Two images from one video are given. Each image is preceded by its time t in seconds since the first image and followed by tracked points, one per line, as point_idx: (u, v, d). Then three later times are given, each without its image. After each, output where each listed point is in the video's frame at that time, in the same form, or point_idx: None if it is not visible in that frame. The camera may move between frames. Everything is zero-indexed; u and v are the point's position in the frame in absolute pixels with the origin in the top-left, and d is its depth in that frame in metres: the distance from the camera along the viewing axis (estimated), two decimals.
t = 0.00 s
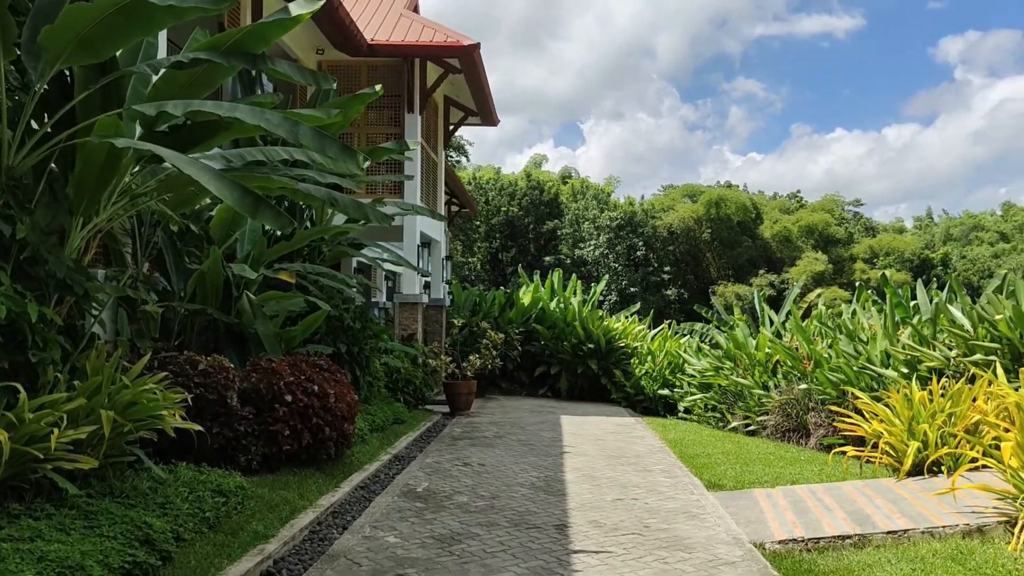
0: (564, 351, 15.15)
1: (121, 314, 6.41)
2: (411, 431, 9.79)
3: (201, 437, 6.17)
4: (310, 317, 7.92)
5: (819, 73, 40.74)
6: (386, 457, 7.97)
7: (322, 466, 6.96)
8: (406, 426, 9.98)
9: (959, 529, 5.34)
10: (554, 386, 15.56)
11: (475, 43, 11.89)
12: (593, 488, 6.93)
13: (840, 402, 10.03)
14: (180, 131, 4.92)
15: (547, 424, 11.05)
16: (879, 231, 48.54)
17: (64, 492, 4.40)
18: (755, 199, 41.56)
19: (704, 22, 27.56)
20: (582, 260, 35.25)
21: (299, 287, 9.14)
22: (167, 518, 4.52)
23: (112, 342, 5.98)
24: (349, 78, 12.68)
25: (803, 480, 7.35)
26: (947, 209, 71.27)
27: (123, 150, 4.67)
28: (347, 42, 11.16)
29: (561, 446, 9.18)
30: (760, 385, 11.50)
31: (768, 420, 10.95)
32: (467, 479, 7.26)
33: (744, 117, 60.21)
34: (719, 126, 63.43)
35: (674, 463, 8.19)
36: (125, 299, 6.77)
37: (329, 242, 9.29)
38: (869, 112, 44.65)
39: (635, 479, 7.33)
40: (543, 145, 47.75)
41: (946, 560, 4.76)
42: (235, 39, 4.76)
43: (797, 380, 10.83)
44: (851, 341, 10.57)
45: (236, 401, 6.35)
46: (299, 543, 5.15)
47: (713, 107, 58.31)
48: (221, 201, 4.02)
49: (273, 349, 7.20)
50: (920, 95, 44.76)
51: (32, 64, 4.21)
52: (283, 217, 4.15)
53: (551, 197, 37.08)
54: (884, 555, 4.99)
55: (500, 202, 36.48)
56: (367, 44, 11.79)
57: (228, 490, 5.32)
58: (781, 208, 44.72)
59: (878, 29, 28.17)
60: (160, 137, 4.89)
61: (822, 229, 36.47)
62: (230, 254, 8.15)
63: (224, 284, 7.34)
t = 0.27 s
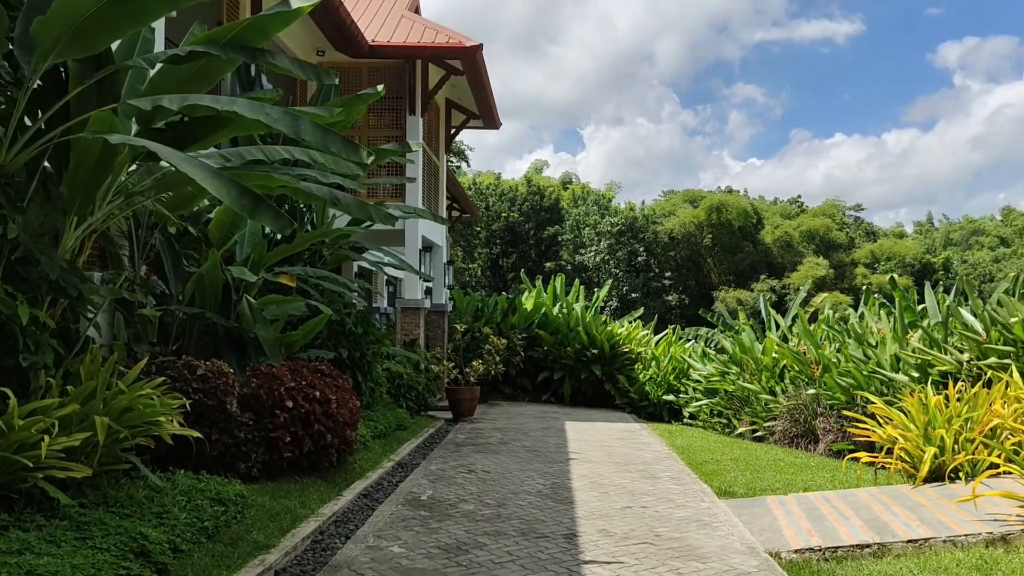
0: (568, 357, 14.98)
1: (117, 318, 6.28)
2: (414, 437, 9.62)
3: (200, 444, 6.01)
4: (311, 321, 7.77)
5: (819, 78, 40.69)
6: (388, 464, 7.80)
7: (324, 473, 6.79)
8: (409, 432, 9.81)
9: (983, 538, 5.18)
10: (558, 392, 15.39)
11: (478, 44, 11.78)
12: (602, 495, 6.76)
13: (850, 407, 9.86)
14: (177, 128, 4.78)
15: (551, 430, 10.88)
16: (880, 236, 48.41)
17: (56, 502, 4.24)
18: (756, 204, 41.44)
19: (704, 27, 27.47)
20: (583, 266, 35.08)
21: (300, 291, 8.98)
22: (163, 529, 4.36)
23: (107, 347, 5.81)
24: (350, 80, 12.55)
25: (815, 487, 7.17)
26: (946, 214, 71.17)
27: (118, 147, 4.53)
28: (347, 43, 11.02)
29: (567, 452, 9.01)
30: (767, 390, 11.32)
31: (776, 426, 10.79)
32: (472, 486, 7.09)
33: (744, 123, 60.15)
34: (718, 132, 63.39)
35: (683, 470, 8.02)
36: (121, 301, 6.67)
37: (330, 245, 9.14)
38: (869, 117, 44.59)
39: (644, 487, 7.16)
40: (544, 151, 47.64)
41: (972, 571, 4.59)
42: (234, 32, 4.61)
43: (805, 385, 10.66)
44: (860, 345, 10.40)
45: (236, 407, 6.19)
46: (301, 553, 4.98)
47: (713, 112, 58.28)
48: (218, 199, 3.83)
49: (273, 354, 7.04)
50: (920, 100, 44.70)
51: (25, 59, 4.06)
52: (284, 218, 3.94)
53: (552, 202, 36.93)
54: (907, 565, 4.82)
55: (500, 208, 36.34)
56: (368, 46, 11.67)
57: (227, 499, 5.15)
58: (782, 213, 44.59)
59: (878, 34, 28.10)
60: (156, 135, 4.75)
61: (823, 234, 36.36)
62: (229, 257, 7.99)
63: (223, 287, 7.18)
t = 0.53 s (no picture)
0: (589, 362, 14.78)
1: (135, 321, 6.17)
2: (434, 444, 9.46)
3: (218, 450, 5.88)
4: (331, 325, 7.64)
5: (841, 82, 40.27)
6: (409, 471, 7.64)
7: (344, 480, 6.65)
8: (429, 438, 9.66)
9: None
10: (579, 398, 15.18)
11: (499, 45, 11.67)
12: (629, 505, 6.56)
13: (882, 414, 9.59)
14: (196, 125, 4.67)
15: (574, 437, 10.68)
16: (904, 242, 47.73)
17: (70, 510, 4.12)
18: (777, 209, 41.00)
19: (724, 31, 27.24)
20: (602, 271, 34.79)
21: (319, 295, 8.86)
22: (180, 537, 4.22)
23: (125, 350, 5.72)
24: (369, 83, 12.47)
25: (851, 497, 6.92)
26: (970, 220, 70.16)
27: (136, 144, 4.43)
28: (367, 46, 10.92)
29: (591, 459, 8.80)
30: (795, 397, 11.06)
31: (804, 434, 10.53)
32: (495, 495, 6.91)
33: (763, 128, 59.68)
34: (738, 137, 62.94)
35: (711, 478, 7.79)
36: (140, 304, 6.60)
37: (349, 248, 9.02)
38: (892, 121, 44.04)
39: (672, 495, 6.95)
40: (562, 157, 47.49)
41: None
42: (254, 26, 4.51)
43: (834, 392, 10.40)
44: (892, 351, 10.12)
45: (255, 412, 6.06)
46: (320, 563, 4.83)
47: (732, 118, 57.90)
48: (237, 196, 3.69)
49: (293, 358, 6.91)
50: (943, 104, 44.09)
51: (39, 53, 3.99)
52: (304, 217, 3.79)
53: (571, 208, 36.71)
54: None
55: (519, 213, 36.18)
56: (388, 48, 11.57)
57: (245, 507, 5.01)
58: (803, 218, 44.09)
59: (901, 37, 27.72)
60: (175, 132, 4.64)
61: (845, 239, 35.94)
62: (248, 260, 7.88)
63: (242, 290, 7.08)
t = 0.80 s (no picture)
0: (609, 375, 14.57)
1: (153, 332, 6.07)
2: (454, 457, 9.31)
3: (236, 463, 5.76)
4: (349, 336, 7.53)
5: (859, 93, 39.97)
6: (429, 485, 7.49)
7: (363, 495, 6.51)
8: (449, 451, 9.51)
9: None
10: (599, 411, 14.97)
11: (518, 54, 11.58)
12: (655, 521, 6.37)
13: (914, 428, 9.32)
14: (214, 130, 4.58)
15: (595, 451, 10.48)
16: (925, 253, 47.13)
17: (84, 525, 4.01)
18: (796, 221, 40.63)
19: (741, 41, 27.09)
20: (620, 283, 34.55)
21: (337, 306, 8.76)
22: (195, 554, 4.09)
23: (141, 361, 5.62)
24: (388, 93, 12.43)
25: (887, 515, 6.69)
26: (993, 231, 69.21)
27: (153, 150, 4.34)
28: (386, 55, 10.87)
29: (614, 474, 8.61)
30: (822, 411, 10.81)
31: (833, 448, 10.29)
32: (517, 510, 6.74)
33: (781, 140, 59.31)
34: (755, 149, 62.57)
35: (738, 494, 7.57)
36: (157, 314, 6.53)
37: (368, 259, 8.91)
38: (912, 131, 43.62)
39: (699, 511, 6.74)
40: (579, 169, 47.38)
41: None
42: (272, 29, 4.42)
43: (863, 406, 10.14)
44: (923, 362, 9.87)
45: (273, 424, 5.95)
46: None
47: (749, 129, 57.63)
48: (255, 201, 3.57)
49: (311, 370, 6.79)
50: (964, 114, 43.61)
51: (55, 57, 3.95)
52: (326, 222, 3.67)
53: (588, 220, 36.53)
54: None
55: (536, 225, 36.05)
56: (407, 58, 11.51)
57: (263, 522, 4.88)
58: (823, 230, 43.66)
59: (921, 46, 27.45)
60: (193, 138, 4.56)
61: (866, 251, 35.58)
62: (266, 270, 7.79)
63: (261, 301, 6.98)
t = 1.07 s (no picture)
0: (614, 387, 14.43)
1: (154, 345, 5.95)
2: (460, 472, 9.15)
3: (239, 480, 5.62)
4: (354, 349, 7.40)
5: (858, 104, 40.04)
6: (436, 500, 7.33)
7: (369, 512, 6.36)
8: (455, 466, 9.35)
9: None
10: (604, 424, 14.80)
11: (521, 65, 11.50)
12: (670, 536, 6.21)
13: (928, 439, 9.16)
14: (216, 139, 4.48)
15: (603, 464, 10.32)
16: (927, 263, 47.02)
17: (82, 548, 3.86)
18: (797, 232, 40.57)
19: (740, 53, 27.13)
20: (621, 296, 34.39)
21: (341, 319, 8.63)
22: None
23: (141, 376, 5.48)
24: (391, 105, 12.38)
25: (907, 529, 6.52)
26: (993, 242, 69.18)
27: (153, 157, 4.23)
28: (388, 68, 10.79)
29: (623, 488, 8.45)
30: (833, 422, 10.65)
31: (844, 459, 10.14)
32: (527, 526, 6.59)
33: (779, 152, 59.45)
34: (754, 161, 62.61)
35: (752, 507, 7.41)
36: (158, 328, 6.43)
37: (371, 271, 8.79)
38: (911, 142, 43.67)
39: (714, 526, 6.58)
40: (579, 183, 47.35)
41: None
42: (276, 35, 4.34)
43: (875, 416, 9.98)
44: (935, 371, 9.72)
45: (277, 440, 5.81)
46: None
47: (748, 142, 57.72)
48: (260, 208, 3.47)
49: (315, 384, 6.64)
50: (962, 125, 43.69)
51: (53, 65, 3.86)
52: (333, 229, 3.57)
53: (588, 232, 36.41)
54: None
55: (537, 239, 35.94)
56: (409, 70, 11.43)
57: (267, 542, 4.72)
58: (824, 241, 43.60)
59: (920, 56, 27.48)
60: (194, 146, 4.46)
61: (867, 261, 35.30)
62: (269, 283, 7.65)
63: (264, 314, 6.87)
